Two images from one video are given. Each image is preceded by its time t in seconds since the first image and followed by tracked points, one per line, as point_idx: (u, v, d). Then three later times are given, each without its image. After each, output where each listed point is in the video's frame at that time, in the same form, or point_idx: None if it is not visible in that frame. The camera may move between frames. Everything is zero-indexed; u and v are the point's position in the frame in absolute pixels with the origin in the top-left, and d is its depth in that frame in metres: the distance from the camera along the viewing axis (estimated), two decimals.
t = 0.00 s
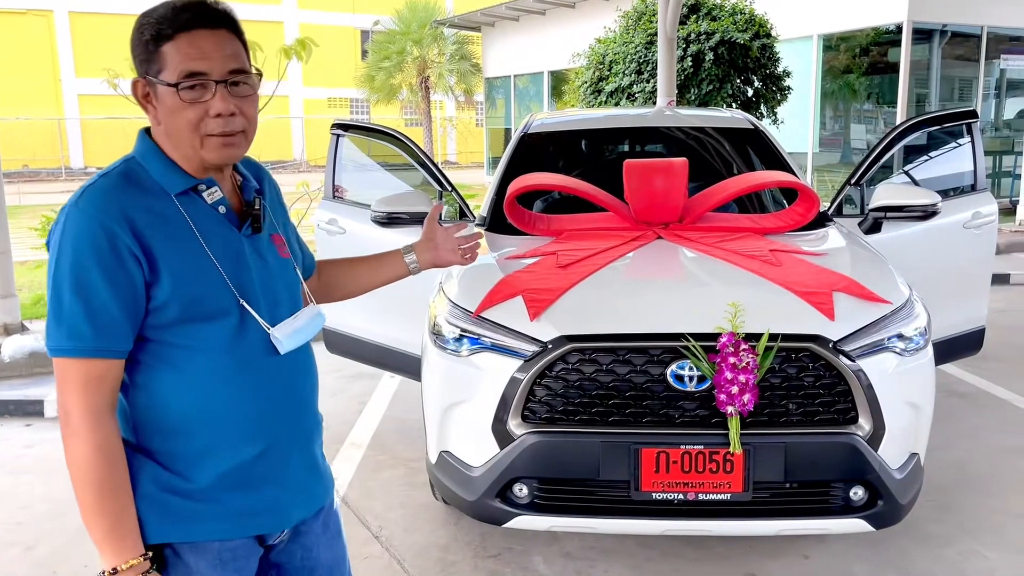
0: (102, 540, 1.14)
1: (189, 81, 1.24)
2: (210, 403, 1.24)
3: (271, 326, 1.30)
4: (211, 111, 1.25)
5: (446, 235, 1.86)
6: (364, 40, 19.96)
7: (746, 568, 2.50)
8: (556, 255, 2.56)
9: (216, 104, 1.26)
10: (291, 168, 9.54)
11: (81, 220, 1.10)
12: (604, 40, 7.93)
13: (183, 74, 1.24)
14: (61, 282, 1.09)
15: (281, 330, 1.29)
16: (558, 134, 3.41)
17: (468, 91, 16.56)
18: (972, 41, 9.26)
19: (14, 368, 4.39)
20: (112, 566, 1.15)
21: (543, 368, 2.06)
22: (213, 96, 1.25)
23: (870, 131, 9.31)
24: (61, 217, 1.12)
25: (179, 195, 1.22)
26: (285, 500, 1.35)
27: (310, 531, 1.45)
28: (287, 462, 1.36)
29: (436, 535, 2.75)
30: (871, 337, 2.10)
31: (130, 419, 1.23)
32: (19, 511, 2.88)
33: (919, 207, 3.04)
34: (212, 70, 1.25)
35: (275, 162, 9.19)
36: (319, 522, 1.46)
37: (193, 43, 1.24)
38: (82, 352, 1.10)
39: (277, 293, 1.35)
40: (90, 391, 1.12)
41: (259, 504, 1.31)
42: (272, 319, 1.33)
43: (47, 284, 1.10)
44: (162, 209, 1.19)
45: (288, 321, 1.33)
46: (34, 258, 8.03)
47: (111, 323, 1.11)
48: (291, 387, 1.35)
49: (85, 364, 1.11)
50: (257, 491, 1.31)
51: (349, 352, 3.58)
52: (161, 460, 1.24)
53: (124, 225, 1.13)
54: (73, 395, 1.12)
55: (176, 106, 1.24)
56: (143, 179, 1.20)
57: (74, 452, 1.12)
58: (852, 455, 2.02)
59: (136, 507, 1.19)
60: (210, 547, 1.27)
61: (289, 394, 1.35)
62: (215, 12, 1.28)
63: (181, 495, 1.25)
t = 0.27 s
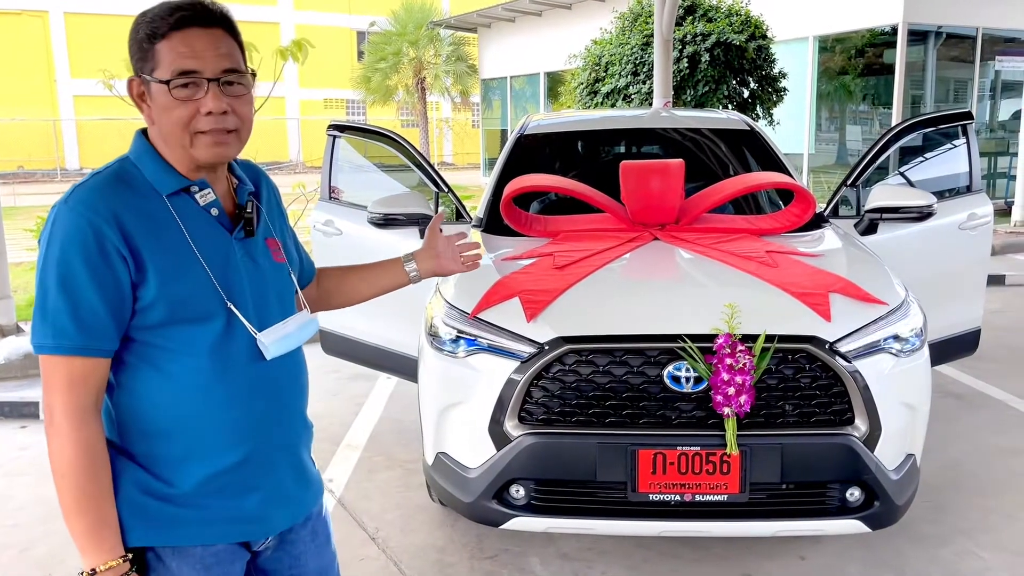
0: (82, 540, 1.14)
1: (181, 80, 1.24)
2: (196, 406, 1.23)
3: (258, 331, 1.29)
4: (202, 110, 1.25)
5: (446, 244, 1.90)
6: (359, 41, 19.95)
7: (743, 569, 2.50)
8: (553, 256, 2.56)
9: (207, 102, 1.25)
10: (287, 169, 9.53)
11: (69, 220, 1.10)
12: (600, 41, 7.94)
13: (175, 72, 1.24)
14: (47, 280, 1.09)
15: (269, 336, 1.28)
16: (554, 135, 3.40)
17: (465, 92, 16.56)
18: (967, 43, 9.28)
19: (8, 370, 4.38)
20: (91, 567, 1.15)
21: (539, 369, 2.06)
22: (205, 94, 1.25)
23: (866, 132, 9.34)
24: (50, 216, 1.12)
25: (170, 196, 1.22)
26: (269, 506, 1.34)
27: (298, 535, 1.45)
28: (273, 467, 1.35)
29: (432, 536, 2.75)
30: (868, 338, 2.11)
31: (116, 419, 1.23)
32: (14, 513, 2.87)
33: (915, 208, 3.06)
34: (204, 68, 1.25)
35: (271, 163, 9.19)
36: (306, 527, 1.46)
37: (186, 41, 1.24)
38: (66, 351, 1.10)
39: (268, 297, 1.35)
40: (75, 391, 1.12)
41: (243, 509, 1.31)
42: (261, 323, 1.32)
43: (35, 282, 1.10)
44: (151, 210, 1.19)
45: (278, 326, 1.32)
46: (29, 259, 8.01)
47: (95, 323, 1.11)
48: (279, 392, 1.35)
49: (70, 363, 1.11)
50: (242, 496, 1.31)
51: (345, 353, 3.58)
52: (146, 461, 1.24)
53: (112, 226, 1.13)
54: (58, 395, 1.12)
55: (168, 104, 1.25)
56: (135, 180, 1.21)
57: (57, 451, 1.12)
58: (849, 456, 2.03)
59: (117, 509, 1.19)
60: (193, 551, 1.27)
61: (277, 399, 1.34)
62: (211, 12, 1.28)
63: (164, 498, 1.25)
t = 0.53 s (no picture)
0: (83, 542, 1.13)
1: (181, 80, 1.24)
2: (195, 408, 1.23)
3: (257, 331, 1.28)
4: (201, 110, 1.25)
5: (440, 245, 1.85)
6: (357, 43, 19.95)
7: (741, 571, 2.50)
8: (550, 258, 2.56)
9: (206, 103, 1.25)
10: (284, 170, 9.53)
11: (67, 221, 1.10)
12: (597, 43, 7.95)
13: (174, 73, 1.24)
14: (45, 281, 1.09)
15: (268, 336, 1.28)
16: (552, 137, 3.41)
17: (462, 94, 16.56)
18: (964, 45, 9.29)
19: (5, 372, 4.37)
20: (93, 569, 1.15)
21: (537, 371, 2.06)
22: (204, 95, 1.25)
23: (862, 134, 9.35)
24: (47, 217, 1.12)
25: (168, 196, 1.22)
26: (270, 507, 1.34)
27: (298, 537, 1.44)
28: (274, 468, 1.35)
29: (430, 538, 2.74)
30: (865, 340, 2.11)
31: (115, 422, 1.22)
32: (10, 516, 2.86)
33: (912, 210, 3.06)
34: (204, 69, 1.25)
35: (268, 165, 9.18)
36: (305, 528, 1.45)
37: (186, 42, 1.24)
38: (65, 352, 1.10)
39: (266, 298, 1.34)
40: (75, 394, 1.12)
41: (244, 511, 1.30)
42: (260, 323, 1.32)
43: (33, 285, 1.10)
44: (150, 211, 1.19)
45: (276, 326, 1.32)
46: (26, 261, 7.99)
47: (94, 324, 1.11)
48: (278, 393, 1.34)
49: (70, 364, 1.11)
50: (243, 497, 1.30)
51: (343, 355, 3.58)
52: (146, 463, 1.23)
53: (110, 226, 1.13)
54: (57, 397, 1.11)
55: (167, 104, 1.25)
56: (132, 181, 1.20)
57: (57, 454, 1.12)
58: (846, 458, 2.03)
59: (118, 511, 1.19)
60: (194, 554, 1.26)
61: (276, 400, 1.34)
62: (211, 14, 1.29)
63: (165, 501, 1.24)
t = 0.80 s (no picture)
0: (101, 545, 1.13)
1: (180, 82, 1.24)
2: (204, 409, 1.23)
3: (262, 329, 1.29)
4: (201, 112, 1.25)
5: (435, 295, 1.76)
6: (356, 45, 19.96)
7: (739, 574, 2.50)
8: (549, 260, 2.56)
9: (206, 104, 1.25)
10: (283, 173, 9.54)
11: (74, 224, 1.10)
12: (596, 46, 7.95)
13: (174, 75, 1.24)
14: (54, 285, 1.08)
15: (273, 334, 1.28)
16: (551, 139, 3.40)
17: (461, 96, 16.56)
18: (962, 47, 9.30)
19: (3, 375, 4.36)
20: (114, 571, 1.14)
21: (535, 373, 2.06)
22: (204, 96, 1.25)
23: (861, 136, 9.36)
24: (52, 222, 1.11)
25: (171, 199, 1.22)
26: (278, 506, 1.34)
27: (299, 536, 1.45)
28: (281, 466, 1.35)
29: (428, 541, 2.74)
30: (863, 342, 2.11)
31: (124, 426, 1.22)
32: (8, 519, 2.85)
33: (910, 212, 3.07)
34: (203, 70, 1.25)
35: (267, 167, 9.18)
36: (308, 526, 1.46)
37: (186, 44, 1.24)
38: (76, 356, 1.09)
39: (268, 297, 1.35)
40: (87, 397, 1.11)
41: (254, 510, 1.30)
42: (263, 322, 1.32)
43: (41, 290, 1.09)
44: (154, 213, 1.19)
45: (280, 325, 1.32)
46: (25, 263, 7.99)
47: (105, 326, 1.10)
48: (284, 392, 1.34)
49: (81, 368, 1.10)
50: (252, 496, 1.30)
51: (341, 357, 3.58)
52: (156, 466, 1.23)
53: (117, 229, 1.13)
54: (68, 401, 1.11)
55: (167, 106, 1.24)
56: (134, 184, 1.20)
57: (69, 458, 1.11)
58: (844, 460, 2.02)
59: (133, 513, 1.19)
60: (206, 554, 1.26)
61: (282, 400, 1.34)
62: (210, 16, 1.28)
63: (177, 501, 1.24)
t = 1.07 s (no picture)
0: (105, 547, 1.12)
1: (188, 87, 1.24)
2: (208, 411, 1.23)
3: (265, 332, 1.29)
4: (207, 118, 1.25)
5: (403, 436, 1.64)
6: (356, 48, 19.99)
7: None
8: (549, 263, 2.56)
9: (214, 110, 1.25)
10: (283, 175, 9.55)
11: (80, 226, 1.09)
12: (595, 49, 7.96)
13: (182, 79, 1.24)
14: (61, 288, 1.08)
15: (277, 335, 1.29)
16: (551, 142, 3.41)
17: (461, 99, 16.56)
18: (962, 50, 9.31)
19: (3, 378, 4.36)
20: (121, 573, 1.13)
21: (535, 376, 2.06)
22: (211, 103, 1.25)
23: (861, 139, 9.37)
24: (58, 223, 1.10)
25: (175, 203, 1.22)
26: (280, 507, 1.35)
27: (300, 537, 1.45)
28: (283, 467, 1.35)
29: (429, 544, 2.74)
30: (863, 345, 2.11)
31: (127, 428, 1.21)
32: (8, 523, 2.84)
33: (910, 215, 3.07)
34: (211, 77, 1.25)
35: (267, 170, 9.17)
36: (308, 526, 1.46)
37: (196, 50, 1.24)
38: (82, 358, 1.09)
39: (268, 300, 1.35)
40: (93, 400, 1.10)
41: (256, 511, 1.31)
42: (266, 325, 1.32)
43: (46, 292, 1.08)
44: (159, 216, 1.19)
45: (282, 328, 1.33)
46: (24, 266, 7.98)
47: (111, 328, 1.10)
48: (286, 394, 1.35)
49: (87, 370, 1.10)
50: (254, 498, 1.30)
51: (342, 360, 3.59)
52: (159, 468, 1.22)
53: (123, 231, 1.12)
54: (74, 403, 1.10)
55: (174, 111, 1.24)
56: (139, 187, 1.20)
57: (74, 461, 1.10)
58: (844, 463, 2.02)
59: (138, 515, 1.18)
60: (208, 555, 1.26)
61: (284, 402, 1.34)
62: (219, 23, 1.29)
63: (181, 503, 1.24)
